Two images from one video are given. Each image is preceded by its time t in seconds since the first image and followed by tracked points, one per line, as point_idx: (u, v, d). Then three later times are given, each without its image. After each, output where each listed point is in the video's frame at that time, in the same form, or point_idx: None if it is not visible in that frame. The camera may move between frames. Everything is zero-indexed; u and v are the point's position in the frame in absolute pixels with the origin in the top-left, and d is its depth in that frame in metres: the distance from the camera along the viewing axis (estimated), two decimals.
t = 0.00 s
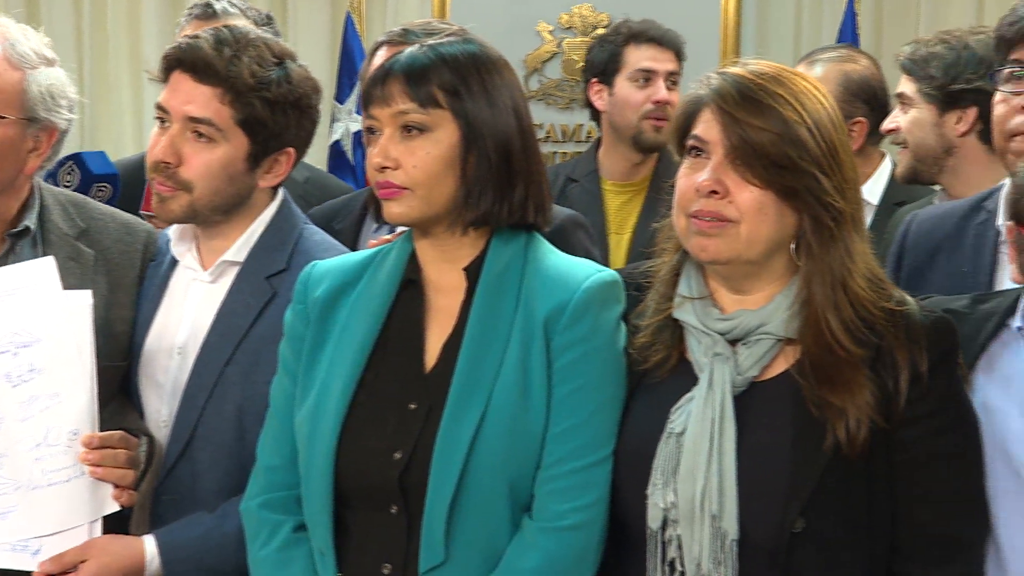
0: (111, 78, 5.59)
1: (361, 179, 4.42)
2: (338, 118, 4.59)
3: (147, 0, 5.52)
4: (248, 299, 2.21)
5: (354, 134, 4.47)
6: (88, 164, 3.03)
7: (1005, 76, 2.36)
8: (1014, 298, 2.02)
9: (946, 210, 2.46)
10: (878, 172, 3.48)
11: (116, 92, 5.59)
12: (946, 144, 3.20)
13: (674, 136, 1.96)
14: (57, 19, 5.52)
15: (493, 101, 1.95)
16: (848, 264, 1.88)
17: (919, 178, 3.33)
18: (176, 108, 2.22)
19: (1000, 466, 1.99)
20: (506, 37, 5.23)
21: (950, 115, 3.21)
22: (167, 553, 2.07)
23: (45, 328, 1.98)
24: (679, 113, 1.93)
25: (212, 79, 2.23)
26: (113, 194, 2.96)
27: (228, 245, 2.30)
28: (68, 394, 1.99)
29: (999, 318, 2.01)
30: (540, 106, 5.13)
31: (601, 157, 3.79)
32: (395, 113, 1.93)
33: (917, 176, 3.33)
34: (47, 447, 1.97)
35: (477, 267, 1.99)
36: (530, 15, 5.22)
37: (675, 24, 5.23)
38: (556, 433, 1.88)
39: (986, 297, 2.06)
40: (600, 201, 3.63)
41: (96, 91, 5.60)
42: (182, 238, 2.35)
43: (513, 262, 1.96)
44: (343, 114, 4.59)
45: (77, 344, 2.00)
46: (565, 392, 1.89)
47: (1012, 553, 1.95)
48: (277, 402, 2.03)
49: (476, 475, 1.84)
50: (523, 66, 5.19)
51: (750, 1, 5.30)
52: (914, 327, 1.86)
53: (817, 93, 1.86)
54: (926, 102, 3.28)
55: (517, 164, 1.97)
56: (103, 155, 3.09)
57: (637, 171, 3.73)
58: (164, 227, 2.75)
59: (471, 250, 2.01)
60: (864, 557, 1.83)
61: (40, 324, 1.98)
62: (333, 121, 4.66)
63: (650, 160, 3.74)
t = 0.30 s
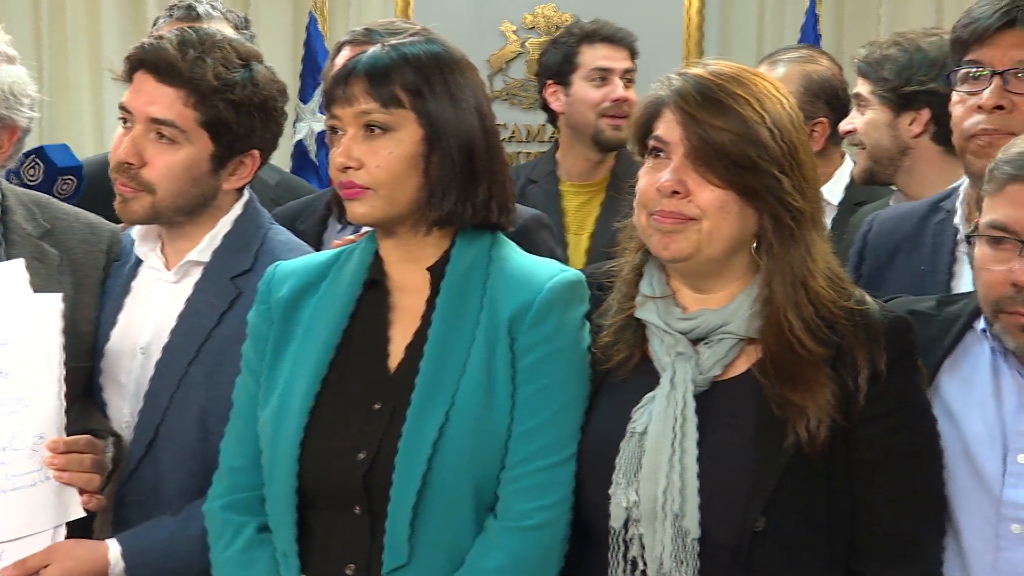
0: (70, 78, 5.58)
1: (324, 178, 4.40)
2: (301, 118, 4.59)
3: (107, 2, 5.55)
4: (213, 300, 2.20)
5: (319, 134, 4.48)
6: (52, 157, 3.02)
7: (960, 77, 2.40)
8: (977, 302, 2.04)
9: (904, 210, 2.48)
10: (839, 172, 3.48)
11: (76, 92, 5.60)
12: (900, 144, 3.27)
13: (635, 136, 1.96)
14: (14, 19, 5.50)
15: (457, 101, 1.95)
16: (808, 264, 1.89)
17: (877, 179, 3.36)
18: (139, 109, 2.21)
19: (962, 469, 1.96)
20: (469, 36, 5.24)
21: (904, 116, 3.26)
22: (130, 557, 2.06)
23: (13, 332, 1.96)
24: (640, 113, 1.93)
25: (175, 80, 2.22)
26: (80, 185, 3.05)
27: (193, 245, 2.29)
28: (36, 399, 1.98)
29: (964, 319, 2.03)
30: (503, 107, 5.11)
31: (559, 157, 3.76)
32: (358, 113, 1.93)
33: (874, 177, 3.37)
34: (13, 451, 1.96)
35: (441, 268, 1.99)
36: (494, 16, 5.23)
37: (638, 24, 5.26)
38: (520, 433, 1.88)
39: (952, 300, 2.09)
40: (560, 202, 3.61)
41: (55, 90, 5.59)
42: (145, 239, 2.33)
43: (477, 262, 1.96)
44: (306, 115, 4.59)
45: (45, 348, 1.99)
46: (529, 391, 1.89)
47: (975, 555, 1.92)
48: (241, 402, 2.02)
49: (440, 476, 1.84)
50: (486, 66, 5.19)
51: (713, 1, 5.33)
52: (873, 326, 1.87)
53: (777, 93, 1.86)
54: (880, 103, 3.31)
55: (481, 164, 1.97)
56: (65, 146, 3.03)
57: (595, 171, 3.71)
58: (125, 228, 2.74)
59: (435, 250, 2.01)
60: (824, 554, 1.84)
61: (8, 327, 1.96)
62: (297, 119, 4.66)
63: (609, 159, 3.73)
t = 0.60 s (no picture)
0: (31, 78, 5.54)
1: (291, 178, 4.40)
2: (265, 117, 4.57)
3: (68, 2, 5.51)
4: (178, 300, 2.19)
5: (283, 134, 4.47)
6: (21, 161, 2.82)
7: (923, 78, 2.43)
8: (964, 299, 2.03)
9: (867, 211, 2.51)
10: (804, 172, 3.56)
11: (37, 92, 5.55)
12: (861, 145, 3.30)
13: (600, 136, 1.96)
14: None
15: (425, 102, 1.95)
16: (773, 263, 1.90)
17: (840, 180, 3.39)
18: (103, 107, 2.19)
19: (952, 464, 1.95)
20: (435, 36, 5.23)
21: (864, 117, 3.29)
22: (94, 559, 2.03)
23: None
24: (606, 114, 1.93)
25: (139, 80, 2.20)
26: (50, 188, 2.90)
27: (158, 245, 2.28)
28: None
29: (951, 315, 2.02)
30: (472, 107, 5.13)
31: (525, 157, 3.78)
32: (326, 113, 1.92)
33: (835, 177, 3.41)
34: None
35: (410, 268, 1.99)
36: (458, 17, 5.24)
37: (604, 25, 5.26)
38: (488, 433, 1.88)
39: (938, 298, 2.08)
40: (525, 203, 3.62)
41: (16, 89, 5.54)
42: (109, 239, 2.31)
43: (446, 261, 1.96)
44: (272, 115, 4.60)
45: (6, 351, 1.96)
46: (497, 391, 1.89)
47: (959, 550, 1.91)
48: (207, 402, 2.01)
49: (408, 476, 1.84)
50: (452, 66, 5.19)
51: (677, 3, 5.36)
52: (840, 325, 1.88)
53: (742, 94, 1.87)
54: (839, 104, 3.34)
55: (449, 164, 1.97)
56: (35, 151, 2.83)
57: (557, 171, 3.71)
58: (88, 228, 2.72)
59: (404, 250, 2.00)
60: (792, 554, 1.85)
61: None
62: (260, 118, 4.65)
63: (571, 161, 3.72)
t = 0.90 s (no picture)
0: None
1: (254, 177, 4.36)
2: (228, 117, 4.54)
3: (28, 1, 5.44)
4: (140, 301, 2.17)
5: (246, 135, 4.44)
6: None
7: (884, 78, 2.44)
8: (930, 300, 2.05)
9: (829, 209, 2.53)
10: (766, 176, 3.54)
11: None
12: (823, 146, 3.34)
13: (563, 136, 1.96)
14: None
15: (390, 102, 1.94)
16: (737, 263, 1.90)
17: (802, 181, 3.41)
18: (57, 108, 2.19)
19: (916, 464, 1.95)
20: (399, 35, 5.22)
21: (825, 118, 3.33)
22: (53, 562, 2.01)
23: None
24: (568, 114, 1.93)
25: (93, 82, 2.19)
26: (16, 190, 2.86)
27: (119, 246, 2.26)
28: None
29: (915, 317, 2.04)
30: (436, 107, 5.14)
31: (493, 156, 3.78)
32: (290, 112, 1.91)
33: (798, 178, 3.43)
34: None
35: (374, 268, 1.98)
36: (423, 16, 5.22)
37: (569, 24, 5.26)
38: (453, 433, 1.88)
39: (905, 298, 2.09)
40: (492, 203, 3.62)
41: None
42: (69, 240, 2.29)
43: (411, 261, 1.96)
44: (234, 115, 4.52)
45: None
46: (462, 391, 1.89)
47: (919, 548, 1.91)
48: (169, 403, 1.99)
49: (372, 477, 1.83)
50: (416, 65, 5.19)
51: (641, 4, 5.37)
52: (803, 324, 1.89)
53: (705, 95, 1.88)
54: (802, 106, 3.36)
55: (414, 164, 1.97)
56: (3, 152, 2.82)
57: (524, 172, 3.71)
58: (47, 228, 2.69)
59: (368, 250, 1.99)
60: (758, 555, 1.84)
61: None
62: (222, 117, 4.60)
63: (537, 162, 3.72)
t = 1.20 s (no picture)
0: None
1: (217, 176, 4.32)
2: (191, 116, 4.53)
3: None
4: (100, 302, 2.16)
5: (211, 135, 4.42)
6: None
7: (845, 79, 2.46)
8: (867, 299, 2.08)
9: (792, 210, 2.54)
10: (731, 175, 3.61)
11: None
12: (787, 147, 3.36)
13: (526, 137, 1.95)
14: None
15: (352, 101, 1.94)
16: (697, 264, 1.91)
17: (767, 182, 3.44)
18: (15, 106, 2.18)
19: (854, 464, 1.96)
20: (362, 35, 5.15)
21: (788, 120, 3.35)
22: (12, 566, 1.99)
23: None
24: (531, 115, 1.93)
25: (52, 82, 2.18)
26: None
27: (79, 246, 2.25)
28: None
29: (855, 315, 2.06)
30: (400, 107, 5.06)
31: (460, 157, 3.76)
32: (252, 112, 1.90)
33: (763, 180, 3.44)
34: None
35: (335, 268, 1.97)
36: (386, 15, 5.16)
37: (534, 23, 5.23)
38: (416, 433, 1.87)
39: (845, 298, 2.12)
40: (458, 203, 3.60)
41: None
42: (29, 241, 2.30)
43: (372, 261, 1.95)
44: (198, 115, 4.55)
45: None
46: (424, 391, 1.89)
47: (860, 544, 1.93)
48: (129, 404, 1.97)
49: (333, 477, 1.83)
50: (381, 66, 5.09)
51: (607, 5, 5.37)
52: (765, 323, 1.90)
53: (667, 95, 1.89)
54: (764, 108, 3.39)
55: (377, 163, 1.97)
56: None
57: (495, 171, 3.70)
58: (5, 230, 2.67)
59: (330, 250, 1.99)
60: (718, 550, 1.85)
61: None
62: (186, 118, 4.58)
63: (508, 161, 3.72)
